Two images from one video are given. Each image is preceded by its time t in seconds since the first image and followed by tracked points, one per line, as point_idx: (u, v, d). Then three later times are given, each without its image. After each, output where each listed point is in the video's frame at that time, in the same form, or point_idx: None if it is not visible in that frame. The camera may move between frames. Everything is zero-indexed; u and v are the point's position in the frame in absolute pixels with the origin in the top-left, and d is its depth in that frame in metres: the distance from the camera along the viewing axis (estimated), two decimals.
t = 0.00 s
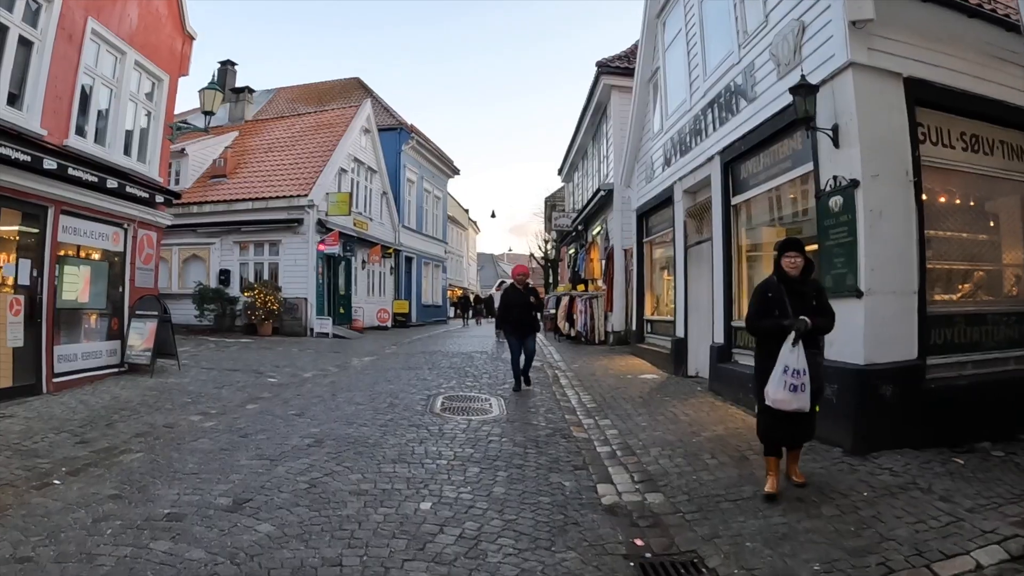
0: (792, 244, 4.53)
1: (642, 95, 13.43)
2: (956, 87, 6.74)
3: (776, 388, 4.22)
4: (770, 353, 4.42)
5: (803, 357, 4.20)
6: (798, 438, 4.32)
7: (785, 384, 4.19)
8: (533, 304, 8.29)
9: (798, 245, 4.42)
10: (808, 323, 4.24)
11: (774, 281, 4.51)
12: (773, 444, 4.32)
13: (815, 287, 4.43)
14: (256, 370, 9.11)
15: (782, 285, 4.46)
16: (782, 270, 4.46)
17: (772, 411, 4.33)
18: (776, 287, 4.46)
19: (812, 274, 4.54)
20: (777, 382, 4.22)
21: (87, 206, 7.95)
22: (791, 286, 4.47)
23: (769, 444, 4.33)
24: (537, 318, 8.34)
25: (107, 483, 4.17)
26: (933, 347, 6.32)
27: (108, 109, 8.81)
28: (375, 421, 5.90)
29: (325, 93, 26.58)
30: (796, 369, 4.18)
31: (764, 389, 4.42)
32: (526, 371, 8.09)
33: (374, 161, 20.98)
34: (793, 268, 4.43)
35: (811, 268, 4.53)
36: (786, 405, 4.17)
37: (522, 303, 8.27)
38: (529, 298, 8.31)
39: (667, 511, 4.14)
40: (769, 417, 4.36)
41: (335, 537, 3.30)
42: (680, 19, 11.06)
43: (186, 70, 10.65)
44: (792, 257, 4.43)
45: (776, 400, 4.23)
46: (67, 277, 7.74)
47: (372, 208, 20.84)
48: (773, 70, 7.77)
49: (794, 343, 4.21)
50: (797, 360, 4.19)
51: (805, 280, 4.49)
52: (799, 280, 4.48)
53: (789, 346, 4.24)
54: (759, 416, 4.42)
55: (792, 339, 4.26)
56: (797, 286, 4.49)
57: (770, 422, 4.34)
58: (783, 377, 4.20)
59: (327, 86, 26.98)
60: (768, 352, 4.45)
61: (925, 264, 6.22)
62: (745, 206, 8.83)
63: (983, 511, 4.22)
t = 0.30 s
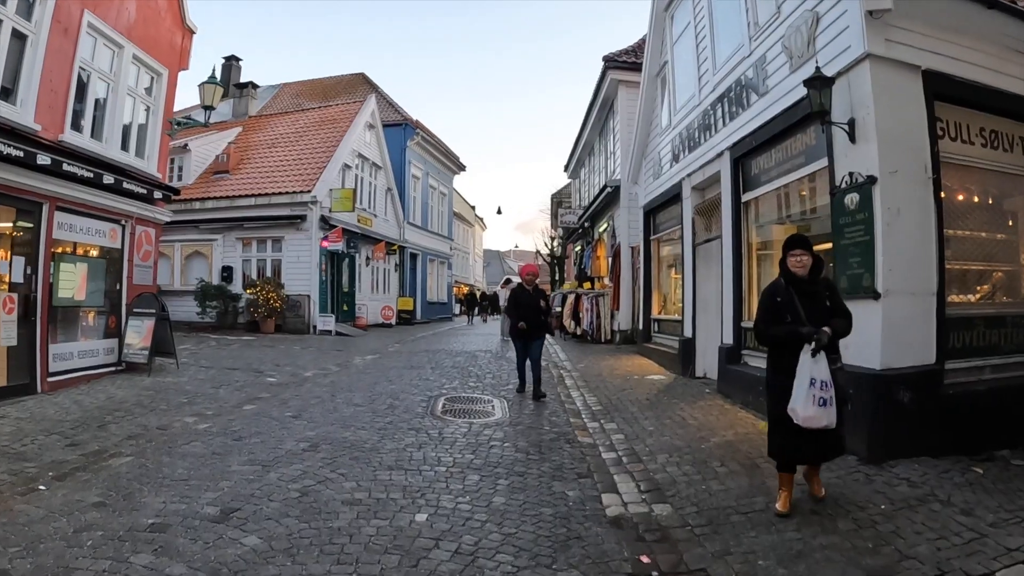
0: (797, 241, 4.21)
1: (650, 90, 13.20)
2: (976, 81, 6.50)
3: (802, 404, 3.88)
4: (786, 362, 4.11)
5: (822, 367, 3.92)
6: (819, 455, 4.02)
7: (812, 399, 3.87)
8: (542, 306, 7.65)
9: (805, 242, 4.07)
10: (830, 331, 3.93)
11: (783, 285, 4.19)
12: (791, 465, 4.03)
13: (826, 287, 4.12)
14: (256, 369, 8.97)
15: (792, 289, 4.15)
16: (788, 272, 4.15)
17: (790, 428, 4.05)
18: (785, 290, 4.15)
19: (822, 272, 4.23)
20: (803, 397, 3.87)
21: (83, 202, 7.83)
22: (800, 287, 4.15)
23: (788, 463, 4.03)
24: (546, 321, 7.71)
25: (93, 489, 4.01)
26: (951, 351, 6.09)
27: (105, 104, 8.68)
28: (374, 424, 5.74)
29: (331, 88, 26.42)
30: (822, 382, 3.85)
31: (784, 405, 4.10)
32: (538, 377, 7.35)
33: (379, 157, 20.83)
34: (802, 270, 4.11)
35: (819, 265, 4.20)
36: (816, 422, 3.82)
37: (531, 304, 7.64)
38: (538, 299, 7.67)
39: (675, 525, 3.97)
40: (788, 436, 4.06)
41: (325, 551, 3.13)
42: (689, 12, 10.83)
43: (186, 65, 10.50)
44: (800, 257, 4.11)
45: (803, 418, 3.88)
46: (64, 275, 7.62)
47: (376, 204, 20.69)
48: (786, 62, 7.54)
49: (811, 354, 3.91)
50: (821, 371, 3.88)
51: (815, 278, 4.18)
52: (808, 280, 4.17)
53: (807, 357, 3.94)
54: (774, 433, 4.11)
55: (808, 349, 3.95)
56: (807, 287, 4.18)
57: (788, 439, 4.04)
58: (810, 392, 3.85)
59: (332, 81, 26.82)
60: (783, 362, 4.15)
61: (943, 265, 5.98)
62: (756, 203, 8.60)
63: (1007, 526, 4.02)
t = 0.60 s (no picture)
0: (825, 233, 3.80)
1: (658, 83, 13.01)
2: (994, 72, 6.31)
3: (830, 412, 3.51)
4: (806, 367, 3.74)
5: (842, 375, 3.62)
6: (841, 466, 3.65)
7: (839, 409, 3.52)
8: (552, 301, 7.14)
9: (836, 235, 3.64)
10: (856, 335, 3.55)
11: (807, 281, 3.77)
12: (805, 468, 3.78)
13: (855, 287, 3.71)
14: (258, 364, 8.88)
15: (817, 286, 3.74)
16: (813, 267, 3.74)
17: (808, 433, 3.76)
18: (809, 288, 3.74)
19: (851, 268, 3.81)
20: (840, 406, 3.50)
21: (84, 194, 7.74)
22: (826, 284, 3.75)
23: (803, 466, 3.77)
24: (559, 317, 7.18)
25: (84, 486, 3.91)
26: (967, 350, 5.91)
27: (106, 96, 8.58)
28: (375, 421, 5.62)
29: (337, 83, 26.33)
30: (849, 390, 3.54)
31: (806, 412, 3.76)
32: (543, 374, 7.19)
33: (385, 151, 20.71)
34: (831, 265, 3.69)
35: (849, 261, 3.78)
36: (846, 435, 3.47)
37: (539, 299, 7.16)
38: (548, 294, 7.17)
39: (683, 528, 3.83)
40: (805, 439, 3.78)
41: (318, 553, 3.01)
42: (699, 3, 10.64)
43: (189, 57, 10.41)
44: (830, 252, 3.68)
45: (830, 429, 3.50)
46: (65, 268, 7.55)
47: (382, 199, 20.59)
48: (798, 53, 7.36)
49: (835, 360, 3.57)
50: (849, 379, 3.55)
51: (844, 276, 3.76)
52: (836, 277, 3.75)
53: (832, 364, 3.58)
54: (791, 437, 3.83)
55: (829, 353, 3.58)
56: (834, 285, 3.77)
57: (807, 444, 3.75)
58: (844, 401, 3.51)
59: (339, 76, 26.73)
60: (802, 365, 3.79)
61: (961, 261, 5.79)
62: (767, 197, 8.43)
63: None
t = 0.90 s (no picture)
0: (877, 220, 3.36)
1: (666, 76, 12.83)
2: (1011, 63, 6.13)
3: (849, 422, 3.11)
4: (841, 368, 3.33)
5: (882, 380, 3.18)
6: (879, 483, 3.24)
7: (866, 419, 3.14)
8: (561, 299, 6.57)
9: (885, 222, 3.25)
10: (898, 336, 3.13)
11: (853, 272, 3.39)
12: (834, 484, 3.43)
13: (906, 282, 3.28)
14: (260, 358, 8.79)
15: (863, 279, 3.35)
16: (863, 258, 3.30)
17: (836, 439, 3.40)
18: (854, 280, 3.37)
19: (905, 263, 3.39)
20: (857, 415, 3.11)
21: (85, 186, 7.65)
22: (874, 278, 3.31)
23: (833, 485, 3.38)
24: (568, 317, 6.60)
25: (79, 482, 3.81)
26: (983, 347, 5.75)
27: (108, 88, 8.49)
28: (378, 416, 5.51)
29: (343, 77, 26.23)
30: (881, 397, 3.14)
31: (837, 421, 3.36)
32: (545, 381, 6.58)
33: (391, 146, 20.60)
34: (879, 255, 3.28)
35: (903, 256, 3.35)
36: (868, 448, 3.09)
37: (547, 297, 6.59)
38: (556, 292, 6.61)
39: (694, 529, 3.70)
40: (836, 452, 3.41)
41: (315, 553, 2.91)
42: None
43: (193, 49, 10.30)
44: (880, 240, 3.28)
45: (850, 441, 3.12)
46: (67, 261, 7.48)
47: (387, 194, 20.48)
48: (810, 44, 7.19)
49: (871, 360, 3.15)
50: (884, 385, 3.13)
51: (895, 270, 3.33)
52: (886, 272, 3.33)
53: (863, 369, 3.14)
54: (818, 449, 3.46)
55: (868, 357, 3.14)
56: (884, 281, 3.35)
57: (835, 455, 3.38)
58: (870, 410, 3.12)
59: (345, 71, 26.62)
60: (836, 366, 3.40)
61: (978, 257, 5.63)
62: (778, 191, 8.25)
63: None
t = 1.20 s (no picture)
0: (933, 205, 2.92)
1: (678, 70, 12.57)
2: None
3: (933, 446, 2.58)
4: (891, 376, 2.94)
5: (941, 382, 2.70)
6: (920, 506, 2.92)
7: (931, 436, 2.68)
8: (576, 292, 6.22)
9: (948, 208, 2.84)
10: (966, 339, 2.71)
11: (907, 265, 2.92)
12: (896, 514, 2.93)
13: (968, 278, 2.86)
14: (264, 356, 8.63)
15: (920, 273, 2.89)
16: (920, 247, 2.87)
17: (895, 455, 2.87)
18: (910, 275, 2.90)
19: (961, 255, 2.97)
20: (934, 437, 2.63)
21: (84, 180, 7.50)
22: (934, 272, 2.88)
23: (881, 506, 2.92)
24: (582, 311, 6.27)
25: (68, 486, 3.64)
26: (1012, 348, 5.50)
27: (108, 81, 8.33)
28: (382, 417, 5.32)
29: (349, 73, 26.06)
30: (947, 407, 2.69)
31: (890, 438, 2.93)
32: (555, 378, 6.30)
33: (397, 141, 20.42)
34: (940, 245, 2.83)
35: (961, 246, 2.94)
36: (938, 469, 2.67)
37: (562, 289, 6.22)
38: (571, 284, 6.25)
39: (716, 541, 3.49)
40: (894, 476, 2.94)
41: (313, 567, 2.72)
42: None
43: (196, 41, 10.13)
44: (943, 227, 2.83)
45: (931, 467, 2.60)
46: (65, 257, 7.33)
47: (394, 190, 20.31)
48: (829, 33, 6.95)
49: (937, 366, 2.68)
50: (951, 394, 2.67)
51: (955, 263, 2.90)
52: (946, 265, 2.88)
53: (933, 376, 2.65)
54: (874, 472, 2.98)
55: (933, 361, 2.69)
56: (942, 275, 2.91)
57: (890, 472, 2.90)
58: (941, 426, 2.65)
59: (351, 66, 26.45)
60: (884, 371, 3.01)
61: (1007, 254, 5.37)
62: (794, 185, 8.00)
63: None
